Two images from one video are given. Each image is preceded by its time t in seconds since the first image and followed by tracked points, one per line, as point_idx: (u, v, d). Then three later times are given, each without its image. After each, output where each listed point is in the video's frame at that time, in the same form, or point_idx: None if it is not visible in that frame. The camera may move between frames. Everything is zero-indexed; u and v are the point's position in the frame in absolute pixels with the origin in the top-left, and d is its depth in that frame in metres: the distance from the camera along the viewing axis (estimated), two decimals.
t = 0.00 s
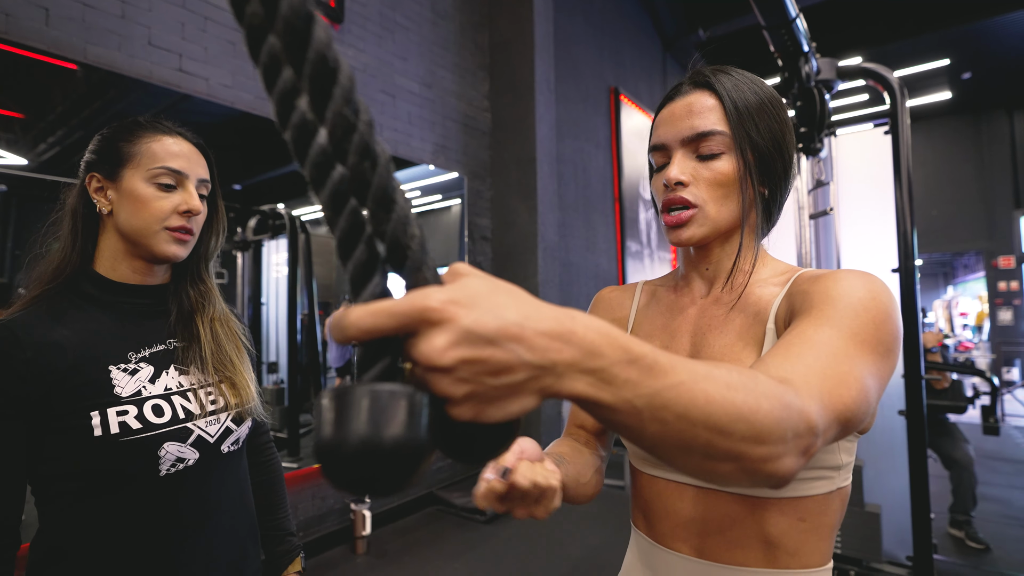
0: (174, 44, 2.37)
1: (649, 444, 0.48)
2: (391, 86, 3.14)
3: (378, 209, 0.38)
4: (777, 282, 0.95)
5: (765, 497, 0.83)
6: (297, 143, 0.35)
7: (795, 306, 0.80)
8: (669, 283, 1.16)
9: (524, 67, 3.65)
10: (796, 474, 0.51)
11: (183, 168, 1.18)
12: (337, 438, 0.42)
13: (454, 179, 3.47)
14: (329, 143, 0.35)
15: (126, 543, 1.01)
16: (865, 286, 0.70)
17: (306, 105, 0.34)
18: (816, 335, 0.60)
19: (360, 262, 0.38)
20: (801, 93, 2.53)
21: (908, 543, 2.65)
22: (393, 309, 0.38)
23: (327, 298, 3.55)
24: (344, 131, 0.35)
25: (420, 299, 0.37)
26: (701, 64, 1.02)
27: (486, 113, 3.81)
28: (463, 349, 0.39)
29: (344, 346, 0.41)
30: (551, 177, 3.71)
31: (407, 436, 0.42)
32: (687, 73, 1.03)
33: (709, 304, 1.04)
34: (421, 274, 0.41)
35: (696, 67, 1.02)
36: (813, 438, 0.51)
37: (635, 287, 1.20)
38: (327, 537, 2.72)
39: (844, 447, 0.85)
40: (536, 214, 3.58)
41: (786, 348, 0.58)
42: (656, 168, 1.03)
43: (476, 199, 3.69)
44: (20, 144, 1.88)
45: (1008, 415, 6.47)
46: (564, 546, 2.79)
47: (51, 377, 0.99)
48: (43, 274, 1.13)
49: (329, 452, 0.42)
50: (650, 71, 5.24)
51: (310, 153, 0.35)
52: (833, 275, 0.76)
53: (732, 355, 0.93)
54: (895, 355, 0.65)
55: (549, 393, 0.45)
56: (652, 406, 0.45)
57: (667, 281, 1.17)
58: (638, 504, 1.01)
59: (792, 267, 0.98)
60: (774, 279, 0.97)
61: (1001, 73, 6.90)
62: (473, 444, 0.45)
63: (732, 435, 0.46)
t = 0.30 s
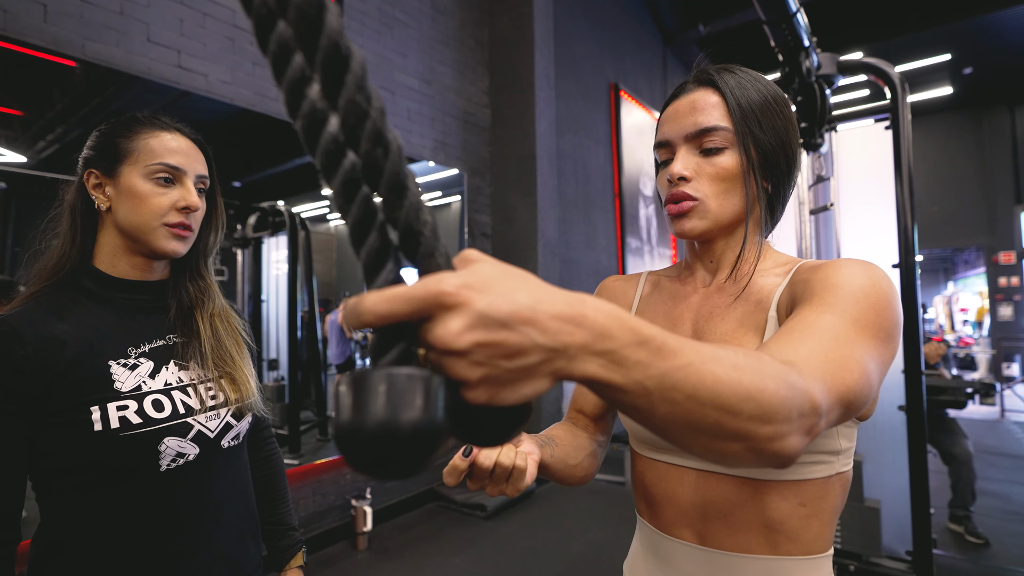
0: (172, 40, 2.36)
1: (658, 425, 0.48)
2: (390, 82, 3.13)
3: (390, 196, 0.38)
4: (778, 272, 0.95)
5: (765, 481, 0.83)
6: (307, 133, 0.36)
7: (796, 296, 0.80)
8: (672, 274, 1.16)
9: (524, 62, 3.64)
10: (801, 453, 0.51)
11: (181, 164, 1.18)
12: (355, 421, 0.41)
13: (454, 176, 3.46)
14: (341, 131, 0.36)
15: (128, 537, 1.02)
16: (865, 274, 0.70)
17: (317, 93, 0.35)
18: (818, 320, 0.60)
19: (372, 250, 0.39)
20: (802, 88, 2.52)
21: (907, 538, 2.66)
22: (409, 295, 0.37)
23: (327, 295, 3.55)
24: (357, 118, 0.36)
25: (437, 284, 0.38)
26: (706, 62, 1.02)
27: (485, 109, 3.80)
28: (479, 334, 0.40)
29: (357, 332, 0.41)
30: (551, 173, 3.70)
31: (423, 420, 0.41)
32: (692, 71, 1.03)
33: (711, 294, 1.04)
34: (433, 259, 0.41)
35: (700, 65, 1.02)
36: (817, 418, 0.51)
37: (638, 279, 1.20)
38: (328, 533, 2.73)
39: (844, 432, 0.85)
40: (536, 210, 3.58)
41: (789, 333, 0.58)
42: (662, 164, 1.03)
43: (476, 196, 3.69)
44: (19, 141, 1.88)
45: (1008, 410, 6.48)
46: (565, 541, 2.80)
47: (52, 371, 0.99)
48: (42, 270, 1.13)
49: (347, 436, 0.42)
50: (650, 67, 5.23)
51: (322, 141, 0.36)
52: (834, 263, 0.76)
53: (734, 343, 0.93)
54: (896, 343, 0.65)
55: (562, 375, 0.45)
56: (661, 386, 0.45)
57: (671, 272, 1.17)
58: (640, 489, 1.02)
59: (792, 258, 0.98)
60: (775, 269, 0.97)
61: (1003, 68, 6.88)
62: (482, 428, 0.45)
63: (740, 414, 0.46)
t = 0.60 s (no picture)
0: (167, 37, 2.34)
1: (666, 413, 0.48)
2: (389, 78, 3.12)
3: (401, 190, 0.38)
4: (779, 269, 0.95)
5: (767, 474, 0.84)
6: (317, 128, 0.35)
7: (798, 291, 0.80)
8: (675, 272, 1.16)
9: (522, 58, 3.62)
10: (803, 441, 0.51)
11: (179, 162, 1.18)
12: (373, 410, 0.41)
13: (451, 172, 3.48)
14: (352, 127, 0.35)
15: (131, 534, 1.02)
16: (865, 270, 0.70)
17: (327, 87, 0.34)
18: (820, 313, 0.60)
19: (385, 242, 0.40)
20: (801, 84, 2.51)
21: (906, 532, 2.67)
22: (424, 287, 0.37)
23: (327, 292, 3.55)
24: (368, 112, 0.35)
25: (451, 274, 0.38)
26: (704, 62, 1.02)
27: (484, 105, 3.79)
28: (493, 323, 0.40)
29: (371, 324, 0.41)
30: (549, 168, 3.70)
31: (440, 409, 0.41)
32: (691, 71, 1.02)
33: (714, 291, 1.04)
34: (444, 251, 0.41)
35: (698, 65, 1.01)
36: (819, 407, 0.51)
37: (642, 278, 1.20)
38: (329, 531, 2.71)
39: (845, 427, 0.85)
40: (534, 206, 3.58)
41: (792, 326, 0.58)
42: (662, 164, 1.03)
43: (475, 192, 3.69)
44: (16, 139, 1.89)
45: (1006, 404, 6.50)
46: (565, 537, 2.81)
47: (52, 370, 0.99)
48: (40, 269, 1.13)
49: (365, 424, 0.42)
50: (649, 63, 5.21)
51: (332, 136, 0.35)
52: (836, 259, 0.76)
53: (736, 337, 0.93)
54: (898, 336, 0.65)
55: (573, 364, 0.45)
56: (670, 374, 0.45)
57: (674, 271, 1.18)
58: (644, 483, 1.02)
59: (794, 254, 0.98)
60: (777, 265, 0.97)
61: (1002, 62, 6.87)
62: (496, 417, 0.45)
63: (745, 402, 0.47)
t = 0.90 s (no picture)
0: (166, 31, 2.33)
1: (663, 401, 0.48)
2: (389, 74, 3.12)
3: (404, 178, 0.38)
4: (781, 265, 0.95)
5: (766, 468, 0.84)
6: (320, 116, 0.35)
7: (799, 285, 0.80)
8: (677, 270, 1.16)
9: (523, 54, 3.61)
10: (800, 431, 0.51)
11: (180, 155, 1.18)
12: (372, 391, 0.42)
13: (452, 169, 3.48)
14: (356, 114, 0.35)
15: (132, 528, 1.03)
16: (867, 265, 0.70)
17: (330, 74, 0.35)
18: (820, 306, 0.60)
19: (388, 228, 0.40)
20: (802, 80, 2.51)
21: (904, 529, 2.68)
22: (425, 270, 0.37)
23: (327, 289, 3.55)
24: (372, 99, 0.35)
25: (451, 257, 0.38)
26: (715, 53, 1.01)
27: (484, 101, 3.79)
28: (492, 307, 0.40)
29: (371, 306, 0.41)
30: (550, 165, 3.69)
31: (439, 390, 0.41)
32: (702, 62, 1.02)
33: (716, 287, 1.04)
34: (443, 237, 0.42)
35: (710, 56, 1.01)
36: (817, 397, 0.51)
37: (644, 274, 1.20)
38: (328, 525, 2.75)
39: (848, 423, 0.85)
40: (534, 203, 3.58)
41: (791, 318, 0.58)
42: (671, 154, 1.02)
43: (475, 188, 3.68)
44: (16, 135, 1.90)
45: (1004, 403, 6.51)
46: (564, 533, 2.81)
47: (53, 363, 0.99)
48: (40, 263, 1.13)
49: (365, 405, 0.42)
50: (650, 60, 5.20)
51: (335, 123, 0.35)
52: (836, 254, 0.76)
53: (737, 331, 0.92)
54: (898, 330, 0.65)
55: (571, 350, 0.45)
56: (667, 362, 0.45)
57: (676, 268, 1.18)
58: (645, 478, 1.03)
59: (796, 250, 0.98)
60: (779, 262, 0.97)
61: (1004, 61, 6.85)
62: (495, 398, 0.46)
63: (742, 390, 0.47)
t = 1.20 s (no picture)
0: (164, 28, 2.32)
1: (658, 399, 0.48)
2: (389, 71, 3.11)
3: (393, 176, 0.38)
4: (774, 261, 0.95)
5: (765, 467, 0.84)
6: (307, 113, 0.35)
7: (791, 283, 0.80)
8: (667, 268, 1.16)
9: (524, 52, 3.61)
10: (796, 428, 0.51)
11: (180, 152, 1.18)
12: (363, 395, 0.41)
13: (452, 167, 3.46)
14: (343, 111, 0.36)
15: (132, 520, 1.03)
16: (856, 260, 0.69)
17: (317, 71, 0.34)
18: (812, 302, 0.60)
19: (376, 228, 0.40)
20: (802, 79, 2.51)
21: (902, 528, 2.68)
22: (415, 271, 0.37)
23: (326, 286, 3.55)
24: (359, 95, 0.35)
25: (442, 258, 0.38)
26: (768, 50, 0.96)
27: (484, 99, 3.78)
28: (485, 308, 0.40)
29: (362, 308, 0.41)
30: (550, 163, 3.69)
31: (431, 394, 0.41)
32: (752, 54, 0.97)
33: (706, 285, 1.03)
34: (434, 239, 0.41)
35: (763, 51, 0.96)
36: (811, 393, 0.51)
37: (633, 273, 1.20)
38: (326, 523, 2.76)
39: (840, 419, 0.85)
40: (534, 201, 3.58)
41: (784, 315, 0.58)
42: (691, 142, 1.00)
43: (475, 186, 3.68)
44: (15, 131, 1.88)
45: (1003, 402, 6.52)
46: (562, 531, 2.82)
47: (53, 359, 0.99)
48: (39, 259, 1.13)
49: (355, 409, 0.42)
50: (651, 58, 5.20)
51: (322, 121, 0.35)
52: (828, 250, 0.75)
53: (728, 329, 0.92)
54: (889, 324, 0.65)
55: (566, 351, 0.45)
56: (662, 360, 0.46)
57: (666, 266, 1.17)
58: (639, 479, 1.02)
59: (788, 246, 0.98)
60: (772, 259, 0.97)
61: (1004, 60, 6.85)
62: (490, 402, 0.45)
63: (738, 387, 0.47)
